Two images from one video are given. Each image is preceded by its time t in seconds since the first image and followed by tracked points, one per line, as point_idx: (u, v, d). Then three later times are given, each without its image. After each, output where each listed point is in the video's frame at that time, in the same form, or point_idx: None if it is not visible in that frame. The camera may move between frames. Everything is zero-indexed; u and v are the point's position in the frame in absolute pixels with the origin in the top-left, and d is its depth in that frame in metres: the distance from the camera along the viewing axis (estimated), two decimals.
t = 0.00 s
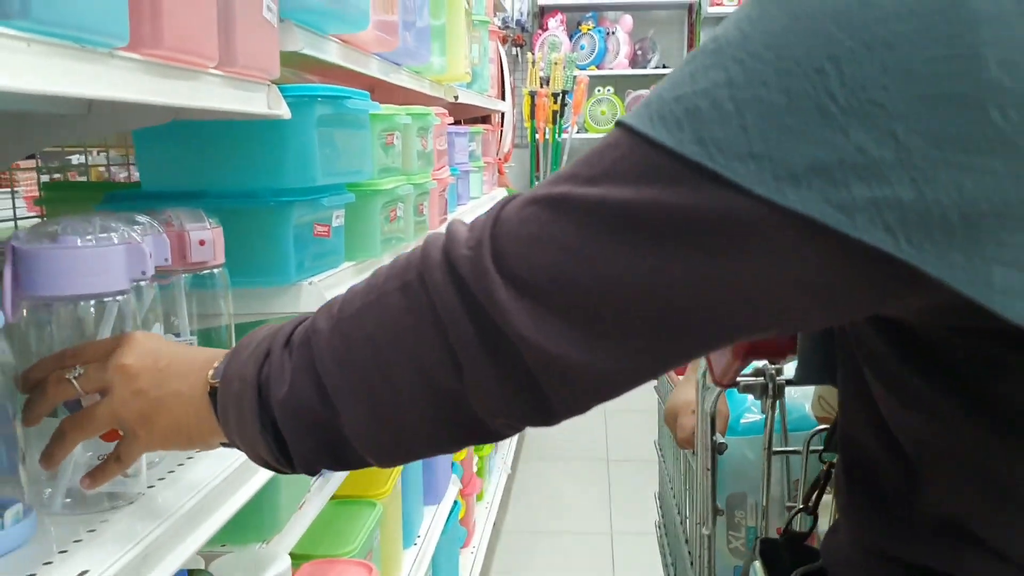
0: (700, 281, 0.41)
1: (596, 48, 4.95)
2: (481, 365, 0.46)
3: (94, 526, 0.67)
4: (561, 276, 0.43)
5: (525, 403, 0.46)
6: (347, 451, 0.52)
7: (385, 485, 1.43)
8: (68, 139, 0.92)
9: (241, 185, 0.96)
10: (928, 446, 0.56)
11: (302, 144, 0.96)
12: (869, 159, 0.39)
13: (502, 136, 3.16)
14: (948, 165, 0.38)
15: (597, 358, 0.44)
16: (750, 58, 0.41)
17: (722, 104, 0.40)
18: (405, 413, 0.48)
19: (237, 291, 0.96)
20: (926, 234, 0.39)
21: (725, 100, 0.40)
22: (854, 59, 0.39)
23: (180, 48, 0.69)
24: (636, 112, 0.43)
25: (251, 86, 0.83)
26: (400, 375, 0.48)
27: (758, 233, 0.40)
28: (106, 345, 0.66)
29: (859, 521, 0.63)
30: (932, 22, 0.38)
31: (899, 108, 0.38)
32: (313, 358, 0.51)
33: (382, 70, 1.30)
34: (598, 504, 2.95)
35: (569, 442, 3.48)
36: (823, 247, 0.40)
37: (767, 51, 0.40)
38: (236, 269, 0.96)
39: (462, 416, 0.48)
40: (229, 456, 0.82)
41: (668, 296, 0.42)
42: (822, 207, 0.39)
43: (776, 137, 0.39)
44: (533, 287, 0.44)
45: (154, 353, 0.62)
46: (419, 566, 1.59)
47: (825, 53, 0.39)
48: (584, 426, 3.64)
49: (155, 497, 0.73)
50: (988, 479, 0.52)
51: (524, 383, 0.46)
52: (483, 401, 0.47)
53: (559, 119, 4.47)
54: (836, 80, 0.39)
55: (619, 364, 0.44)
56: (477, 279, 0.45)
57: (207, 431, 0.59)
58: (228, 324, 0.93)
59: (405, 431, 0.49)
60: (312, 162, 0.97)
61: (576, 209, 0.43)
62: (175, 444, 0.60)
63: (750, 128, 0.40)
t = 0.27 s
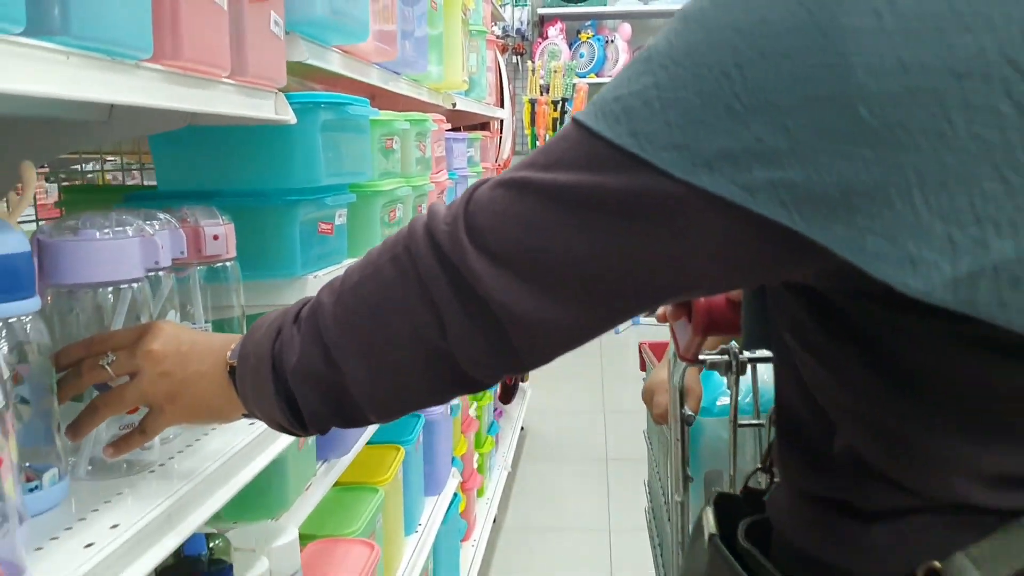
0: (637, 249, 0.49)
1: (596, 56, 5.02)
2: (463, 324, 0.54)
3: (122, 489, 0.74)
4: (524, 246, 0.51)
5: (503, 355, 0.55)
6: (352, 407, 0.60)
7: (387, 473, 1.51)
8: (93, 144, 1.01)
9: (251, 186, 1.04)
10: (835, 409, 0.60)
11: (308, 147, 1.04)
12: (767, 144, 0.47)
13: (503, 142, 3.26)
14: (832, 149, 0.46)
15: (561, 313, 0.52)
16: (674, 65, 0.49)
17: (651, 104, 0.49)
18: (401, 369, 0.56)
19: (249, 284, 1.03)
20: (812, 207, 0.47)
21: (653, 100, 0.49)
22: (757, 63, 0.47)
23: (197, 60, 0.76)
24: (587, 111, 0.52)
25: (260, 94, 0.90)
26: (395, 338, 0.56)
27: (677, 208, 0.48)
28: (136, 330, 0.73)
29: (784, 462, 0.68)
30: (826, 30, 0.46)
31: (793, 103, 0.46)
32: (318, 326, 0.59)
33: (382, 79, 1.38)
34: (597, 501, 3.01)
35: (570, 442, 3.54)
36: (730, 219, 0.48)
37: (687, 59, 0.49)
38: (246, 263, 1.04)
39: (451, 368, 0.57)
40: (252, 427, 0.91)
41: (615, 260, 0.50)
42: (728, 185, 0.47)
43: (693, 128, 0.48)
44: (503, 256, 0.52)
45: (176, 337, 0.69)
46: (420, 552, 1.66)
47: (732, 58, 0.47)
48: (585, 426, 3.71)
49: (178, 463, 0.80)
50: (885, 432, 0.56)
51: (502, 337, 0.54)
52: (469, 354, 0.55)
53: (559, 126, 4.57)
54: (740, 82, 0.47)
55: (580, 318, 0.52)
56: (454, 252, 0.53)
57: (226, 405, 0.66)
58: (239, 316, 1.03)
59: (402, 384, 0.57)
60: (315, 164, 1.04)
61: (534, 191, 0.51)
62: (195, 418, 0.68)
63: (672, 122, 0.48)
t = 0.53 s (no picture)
0: (610, 237, 0.59)
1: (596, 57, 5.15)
2: (470, 306, 0.64)
3: (160, 443, 0.86)
4: (519, 239, 0.61)
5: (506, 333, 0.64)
6: (378, 383, 0.69)
7: (394, 449, 1.63)
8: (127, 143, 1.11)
9: (268, 179, 1.14)
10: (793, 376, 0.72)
11: (319, 144, 1.14)
12: (710, 140, 0.57)
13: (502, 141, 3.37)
14: (762, 141, 0.56)
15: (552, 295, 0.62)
16: (633, 78, 0.59)
17: (615, 112, 0.59)
18: (419, 347, 0.66)
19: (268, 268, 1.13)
20: (747, 188, 0.57)
21: (617, 109, 0.59)
22: (699, 72, 0.57)
23: (225, 65, 0.86)
24: (566, 122, 0.62)
25: (277, 94, 1.00)
26: (413, 320, 0.65)
27: (638, 195, 0.58)
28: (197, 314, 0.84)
29: (738, 412, 0.82)
30: (751, 41, 0.56)
31: (727, 104, 0.56)
32: (347, 311, 0.69)
33: (386, 81, 1.48)
34: (596, 488, 3.11)
35: (571, 433, 3.64)
36: (680, 201, 0.58)
37: (644, 71, 0.59)
38: (264, 249, 1.14)
39: (460, 346, 0.66)
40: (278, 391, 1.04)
41: (594, 248, 0.60)
42: (679, 175, 0.57)
43: (651, 132, 0.58)
44: (499, 248, 0.62)
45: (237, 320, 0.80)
46: (425, 525, 1.77)
47: (679, 71, 0.57)
48: (586, 418, 3.80)
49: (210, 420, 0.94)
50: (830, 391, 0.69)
51: (503, 319, 0.63)
52: (475, 333, 0.64)
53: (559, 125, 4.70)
54: (687, 91, 0.57)
55: (567, 299, 0.62)
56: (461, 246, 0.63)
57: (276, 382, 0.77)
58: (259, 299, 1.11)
59: (420, 360, 0.67)
60: (327, 158, 1.15)
61: (525, 191, 0.61)
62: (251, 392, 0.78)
63: (633, 127, 0.58)
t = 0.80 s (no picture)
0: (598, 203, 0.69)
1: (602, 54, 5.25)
2: (477, 268, 0.73)
3: (201, 405, 0.96)
4: (518, 206, 0.70)
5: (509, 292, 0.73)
6: (395, 339, 0.78)
7: (411, 427, 1.73)
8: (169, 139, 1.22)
9: (294, 170, 1.24)
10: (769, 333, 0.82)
11: (340, 136, 1.24)
12: (687, 121, 0.66)
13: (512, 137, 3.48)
14: (734, 123, 0.66)
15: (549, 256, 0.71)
16: (622, 70, 0.69)
17: (606, 96, 0.69)
18: (433, 305, 0.75)
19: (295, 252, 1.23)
20: (721, 162, 0.66)
21: (609, 94, 0.68)
22: (679, 63, 0.66)
23: (259, 65, 0.95)
24: (560, 108, 0.71)
25: (303, 91, 1.09)
26: (427, 280, 0.75)
27: (628, 167, 0.67)
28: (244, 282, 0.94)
29: (723, 368, 0.91)
30: (722, 38, 0.65)
31: (702, 91, 0.66)
32: (367, 274, 0.78)
33: (399, 79, 1.58)
34: (605, 473, 3.20)
35: (582, 423, 3.72)
36: (664, 175, 0.68)
37: (631, 63, 0.68)
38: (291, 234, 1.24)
39: (468, 304, 0.75)
40: (304, 363, 1.16)
41: (585, 213, 0.69)
42: (662, 153, 0.66)
43: (638, 115, 0.67)
44: (503, 215, 0.71)
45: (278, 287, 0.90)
46: (440, 501, 1.86)
47: (662, 62, 0.67)
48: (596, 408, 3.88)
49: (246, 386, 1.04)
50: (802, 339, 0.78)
51: (506, 278, 0.72)
52: (483, 293, 0.74)
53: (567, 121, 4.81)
54: (669, 79, 0.67)
55: (562, 260, 0.71)
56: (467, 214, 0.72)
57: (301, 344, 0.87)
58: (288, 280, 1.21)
59: (434, 317, 0.76)
60: (347, 150, 1.24)
61: (523, 166, 0.71)
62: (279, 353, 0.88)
63: (623, 111, 0.67)
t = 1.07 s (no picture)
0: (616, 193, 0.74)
1: (612, 51, 5.30)
2: (501, 256, 0.78)
3: (249, 399, 1.03)
4: (541, 194, 0.76)
5: (533, 276, 0.79)
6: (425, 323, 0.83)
7: (434, 421, 1.79)
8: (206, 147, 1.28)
9: (325, 176, 1.30)
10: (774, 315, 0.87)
11: (370, 144, 1.30)
12: (697, 121, 0.72)
13: (526, 136, 3.53)
14: (742, 126, 0.71)
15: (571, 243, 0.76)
16: (641, 75, 0.74)
17: (624, 98, 0.74)
18: (460, 290, 0.80)
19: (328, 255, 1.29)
20: (729, 161, 0.71)
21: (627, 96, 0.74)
22: (692, 69, 0.72)
23: (296, 79, 1.01)
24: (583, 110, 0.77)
25: (336, 101, 1.15)
26: (456, 265, 0.80)
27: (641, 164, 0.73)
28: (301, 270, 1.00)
29: (740, 359, 0.97)
30: (734, 50, 0.70)
31: (714, 95, 0.71)
32: (398, 261, 0.83)
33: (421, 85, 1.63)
34: (622, 467, 3.25)
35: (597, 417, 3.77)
36: (677, 173, 0.73)
37: (648, 70, 0.74)
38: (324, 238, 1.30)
39: (492, 292, 0.80)
40: (338, 360, 1.23)
41: (604, 200, 0.74)
42: (675, 152, 0.71)
43: (654, 116, 0.72)
44: (526, 204, 0.76)
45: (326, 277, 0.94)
46: (464, 493, 1.92)
47: (677, 67, 0.72)
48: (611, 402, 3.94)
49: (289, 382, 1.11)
50: (806, 318, 0.84)
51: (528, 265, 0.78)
52: (508, 279, 0.79)
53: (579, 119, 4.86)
54: (682, 82, 0.72)
55: (581, 246, 0.76)
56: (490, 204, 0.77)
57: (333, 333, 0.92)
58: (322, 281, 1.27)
59: (460, 303, 0.81)
60: (376, 157, 1.30)
61: (544, 156, 0.76)
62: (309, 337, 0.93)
63: (638, 113, 0.73)
